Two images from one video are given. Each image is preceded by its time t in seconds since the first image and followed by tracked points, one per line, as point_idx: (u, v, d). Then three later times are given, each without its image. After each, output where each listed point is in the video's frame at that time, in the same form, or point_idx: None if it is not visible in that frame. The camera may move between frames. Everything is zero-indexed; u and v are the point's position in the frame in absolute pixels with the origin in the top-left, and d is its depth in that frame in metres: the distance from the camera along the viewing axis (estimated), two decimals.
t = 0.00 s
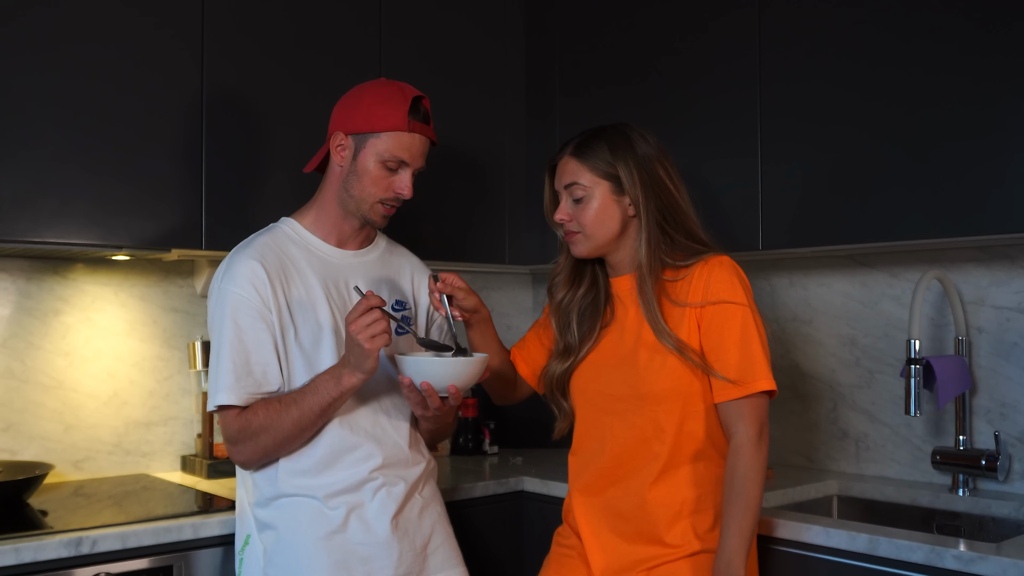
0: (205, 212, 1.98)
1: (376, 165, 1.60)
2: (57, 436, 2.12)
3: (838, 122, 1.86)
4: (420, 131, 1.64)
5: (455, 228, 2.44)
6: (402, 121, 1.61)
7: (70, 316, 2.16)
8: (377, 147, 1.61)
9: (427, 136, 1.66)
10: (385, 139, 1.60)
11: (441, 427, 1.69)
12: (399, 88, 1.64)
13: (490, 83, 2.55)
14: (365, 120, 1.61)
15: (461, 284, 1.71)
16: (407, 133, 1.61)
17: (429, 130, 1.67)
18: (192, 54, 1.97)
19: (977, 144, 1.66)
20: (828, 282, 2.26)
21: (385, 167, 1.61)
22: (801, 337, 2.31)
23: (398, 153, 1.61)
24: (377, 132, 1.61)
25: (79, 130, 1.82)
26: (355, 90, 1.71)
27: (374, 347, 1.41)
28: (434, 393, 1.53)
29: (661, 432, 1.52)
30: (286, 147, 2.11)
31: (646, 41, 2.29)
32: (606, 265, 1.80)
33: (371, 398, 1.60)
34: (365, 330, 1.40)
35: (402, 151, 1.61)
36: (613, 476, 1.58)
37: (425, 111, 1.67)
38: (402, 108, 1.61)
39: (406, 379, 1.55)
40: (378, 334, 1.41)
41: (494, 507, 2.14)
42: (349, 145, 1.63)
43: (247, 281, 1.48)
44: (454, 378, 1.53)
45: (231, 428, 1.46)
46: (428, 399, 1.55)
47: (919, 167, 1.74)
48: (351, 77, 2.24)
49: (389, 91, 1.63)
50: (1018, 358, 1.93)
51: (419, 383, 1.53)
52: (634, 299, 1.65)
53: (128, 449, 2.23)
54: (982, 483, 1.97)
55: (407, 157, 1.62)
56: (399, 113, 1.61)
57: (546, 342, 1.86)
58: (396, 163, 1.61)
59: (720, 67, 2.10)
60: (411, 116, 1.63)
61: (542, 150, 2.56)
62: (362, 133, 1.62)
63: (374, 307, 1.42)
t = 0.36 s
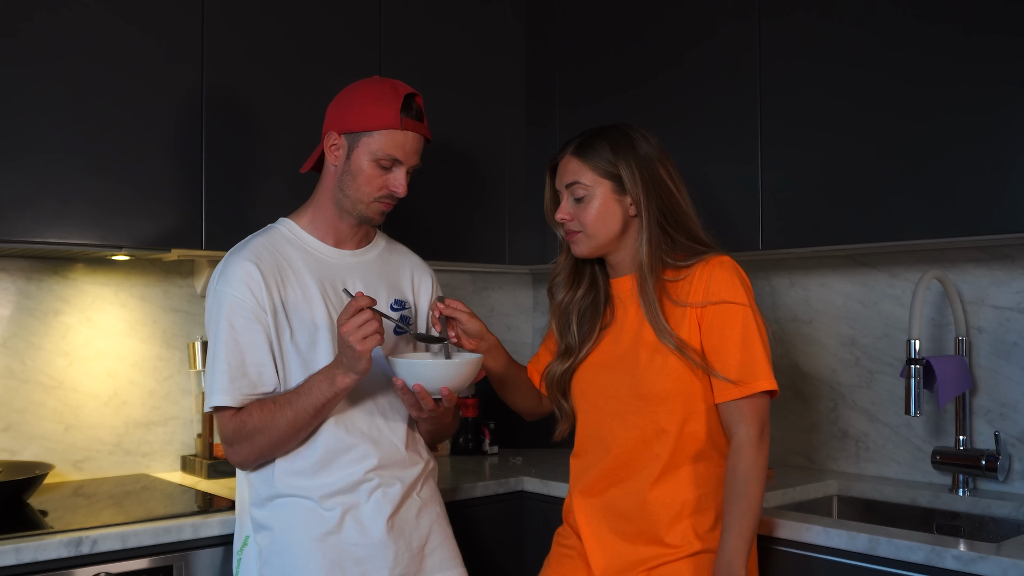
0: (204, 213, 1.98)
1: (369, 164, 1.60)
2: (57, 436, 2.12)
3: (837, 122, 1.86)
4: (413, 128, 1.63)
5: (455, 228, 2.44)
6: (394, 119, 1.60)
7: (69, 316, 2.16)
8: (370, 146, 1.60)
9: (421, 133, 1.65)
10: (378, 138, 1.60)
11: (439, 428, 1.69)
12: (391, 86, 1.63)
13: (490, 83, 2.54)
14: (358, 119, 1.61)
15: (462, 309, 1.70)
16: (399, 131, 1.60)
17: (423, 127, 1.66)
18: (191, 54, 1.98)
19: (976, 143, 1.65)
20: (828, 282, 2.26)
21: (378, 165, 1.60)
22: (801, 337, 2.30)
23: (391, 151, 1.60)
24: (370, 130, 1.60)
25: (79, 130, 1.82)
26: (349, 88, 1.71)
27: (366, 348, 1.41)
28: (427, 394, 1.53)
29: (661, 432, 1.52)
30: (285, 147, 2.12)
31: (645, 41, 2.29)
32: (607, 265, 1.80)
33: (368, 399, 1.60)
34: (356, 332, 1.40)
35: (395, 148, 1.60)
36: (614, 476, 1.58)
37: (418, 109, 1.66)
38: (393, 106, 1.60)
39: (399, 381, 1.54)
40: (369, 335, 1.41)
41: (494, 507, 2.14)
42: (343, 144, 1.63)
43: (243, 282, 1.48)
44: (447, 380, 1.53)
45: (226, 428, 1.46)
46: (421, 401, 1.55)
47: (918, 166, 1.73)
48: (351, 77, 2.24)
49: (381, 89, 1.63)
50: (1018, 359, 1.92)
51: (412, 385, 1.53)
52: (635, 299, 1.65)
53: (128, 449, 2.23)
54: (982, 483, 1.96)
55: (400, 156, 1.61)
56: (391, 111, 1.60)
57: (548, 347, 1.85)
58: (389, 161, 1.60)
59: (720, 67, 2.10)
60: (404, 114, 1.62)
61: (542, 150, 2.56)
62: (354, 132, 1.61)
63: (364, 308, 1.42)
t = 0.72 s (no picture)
0: (204, 213, 1.98)
1: (368, 164, 1.60)
2: (57, 436, 2.12)
3: (837, 122, 1.85)
4: (412, 128, 1.63)
5: (455, 228, 2.44)
6: (392, 119, 1.60)
7: (69, 316, 2.16)
8: (369, 146, 1.60)
9: (420, 133, 1.65)
10: (377, 138, 1.60)
11: (440, 429, 1.68)
12: (390, 85, 1.63)
13: (490, 83, 2.54)
14: (356, 119, 1.61)
15: (462, 318, 1.70)
16: (398, 131, 1.60)
17: (422, 127, 1.66)
18: (191, 55, 1.97)
19: (977, 143, 1.65)
20: (827, 282, 2.26)
21: (377, 166, 1.60)
22: (801, 337, 2.30)
23: (390, 151, 1.60)
24: (369, 130, 1.60)
25: (78, 131, 1.82)
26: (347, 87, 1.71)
27: (361, 349, 1.41)
28: (425, 395, 1.53)
29: (662, 432, 1.52)
30: (285, 147, 2.11)
31: (646, 41, 2.29)
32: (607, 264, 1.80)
33: (367, 399, 1.60)
34: (352, 333, 1.40)
35: (394, 149, 1.60)
36: (613, 476, 1.58)
37: (417, 108, 1.67)
38: (392, 106, 1.60)
39: (397, 382, 1.55)
40: (364, 335, 1.41)
41: (494, 508, 2.14)
42: (342, 144, 1.63)
43: (242, 283, 1.48)
44: (444, 382, 1.53)
45: (225, 429, 1.46)
46: (420, 402, 1.56)
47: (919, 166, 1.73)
48: (351, 77, 2.24)
49: (380, 88, 1.63)
50: (1018, 358, 1.92)
51: (410, 387, 1.53)
52: (635, 299, 1.65)
53: (128, 449, 2.23)
54: (982, 483, 1.96)
55: (399, 156, 1.61)
56: (389, 111, 1.60)
57: (549, 346, 1.85)
58: (388, 161, 1.60)
59: (720, 67, 2.10)
60: (402, 113, 1.62)
61: (542, 150, 2.56)
62: (353, 132, 1.61)
63: (357, 307, 1.42)
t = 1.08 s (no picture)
0: (204, 213, 1.98)
1: (367, 166, 1.60)
2: (57, 436, 2.12)
3: (837, 122, 1.86)
4: (411, 129, 1.63)
5: (455, 228, 2.44)
6: (391, 120, 1.60)
7: (69, 316, 2.16)
8: (367, 147, 1.60)
9: (418, 134, 1.65)
10: (376, 139, 1.60)
11: (439, 430, 1.68)
12: (388, 86, 1.63)
13: (490, 83, 2.55)
14: (355, 120, 1.61)
15: (461, 322, 1.70)
16: (397, 132, 1.60)
17: (421, 127, 1.66)
18: (191, 55, 1.97)
19: (976, 144, 1.65)
20: (827, 282, 2.26)
21: (376, 167, 1.60)
22: (801, 337, 2.30)
23: (389, 152, 1.60)
24: (368, 131, 1.60)
25: (79, 130, 1.82)
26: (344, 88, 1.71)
27: (358, 350, 1.40)
28: (422, 398, 1.54)
29: (664, 432, 1.52)
30: (285, 148, 2.12)
31: (646, 42, 2.29)
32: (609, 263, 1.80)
33: (366, 400, 1.60)
34: (348, 334, 1.40)
35: (393, 150, 1.60)
36: (615, 475, 1.58)
37: (416, 108, 1.66)
38: (391, 107, 1.60)
39: (394, 384, 1.55)
40: (360, 336, 1.41)
41: (494, 507, 2.14)
42: (340, 145, 1.63)
43: (240, 284, 1.48)
44: (442, 383, 1.53)
45: (224, 430, 1.47)
46: (417, 404, 1.56)
47: (918, 166, 1.73)
48: (351, 77, 2.24)
49: (378, 89, 1.63)
50: (1018, 359, 1.92)
51: (407, 389, 1.53)
52: (637, 298, 1.65)
53: (128, 449, 2.23)
54: (982, 483, 1.96)
55: (398, 157, 1.61)
56: (388, 112, 1.60)
57: (551, 346, 1.85)
58: (387, 162, 1.60)
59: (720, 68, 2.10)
60: (401, 115, 1.62)
61: (542, 150, 2.56)
62: (352, 133, 1.61)
63: (351, 309, 1.40)
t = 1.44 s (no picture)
0: (204, 213, 1.98)
1: (367, 166, 1.60)
2: (56, 436, 2.12)
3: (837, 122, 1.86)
4: (411, 129, 1.63)
5: (455, 228, 2.44)
6: (391, 120, 1.60)
7: (69, 316, 2.16)
8: (368, 147, 1.60)
9: (419, 134, 1.65)
10: (375, 140, 1.60)
11: (439, 429, 1.68)
12: (388, 86, 1.63)
13: (490, 83, 2.55)
14: (355, 121, 1.61)
15: (455, 322, 1.68)
16: (397, 133, 1.60)
17: (421, 127, 1.66)
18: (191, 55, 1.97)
19: (976, 144, 1.65)
20: (828, 282, 2.26)
21: (376, 167, 1.60)
22: (801, 337, 2.30)
23: (390, 152, 1.60)
24: (368, 132, 1.60)
25: (79, 130, 1.82)
26: (344, 88, 1.70)
27: (361, 351, 1.40)
28: (419, 397, 1.53)
29: (666, 432, 1.51)
30: (286, 147, 2.11)
31: (646, 42, 2.29)
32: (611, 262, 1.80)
33: (367, 400, 1.60)
34: (349, 334, 1.39)
35: (393, 150, 1.60)
36: (616, 475, 1.57)
37: (416, 108, 1.67)
38: (391, 108, 1.60)
39: (392, 383, 1.54)
40: (363, 336, 1.40)
41: (494, 508, 2.14)
42: (340, 146, 1.63)
43: (242, 285, 1.48)
44: (439, 381, 1.53)
45: (226, 431, 1.46)
46: (414, 403, 1.55)
47: (918, 166, 1.73)
48: (351, 77, 2.24)
49: (378, 90, 1.63)
50: (1018, 359, 1.92)
51: (404, 388, 1.53)
52: (639, 298, 1.65)
53: (128, 449, 2.23)
54: (982, 483, 1.96)
55: (398, 157, 1.61)
56: (388, 112, 1.60)
57: (551, 345, 1.85)
58: (387, 162, 1.60)
59: (720, 68, 2.10)
60: (401, 115, 1.62)
61: (543, 150, 2.56)
62: (353, 134, 1.61)
63: (352, 310, 1.40)
